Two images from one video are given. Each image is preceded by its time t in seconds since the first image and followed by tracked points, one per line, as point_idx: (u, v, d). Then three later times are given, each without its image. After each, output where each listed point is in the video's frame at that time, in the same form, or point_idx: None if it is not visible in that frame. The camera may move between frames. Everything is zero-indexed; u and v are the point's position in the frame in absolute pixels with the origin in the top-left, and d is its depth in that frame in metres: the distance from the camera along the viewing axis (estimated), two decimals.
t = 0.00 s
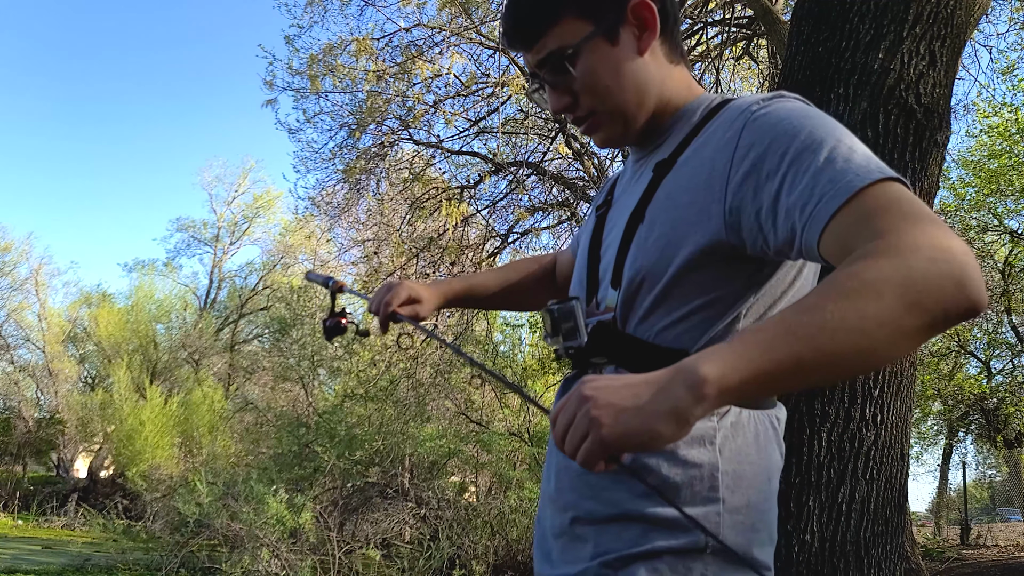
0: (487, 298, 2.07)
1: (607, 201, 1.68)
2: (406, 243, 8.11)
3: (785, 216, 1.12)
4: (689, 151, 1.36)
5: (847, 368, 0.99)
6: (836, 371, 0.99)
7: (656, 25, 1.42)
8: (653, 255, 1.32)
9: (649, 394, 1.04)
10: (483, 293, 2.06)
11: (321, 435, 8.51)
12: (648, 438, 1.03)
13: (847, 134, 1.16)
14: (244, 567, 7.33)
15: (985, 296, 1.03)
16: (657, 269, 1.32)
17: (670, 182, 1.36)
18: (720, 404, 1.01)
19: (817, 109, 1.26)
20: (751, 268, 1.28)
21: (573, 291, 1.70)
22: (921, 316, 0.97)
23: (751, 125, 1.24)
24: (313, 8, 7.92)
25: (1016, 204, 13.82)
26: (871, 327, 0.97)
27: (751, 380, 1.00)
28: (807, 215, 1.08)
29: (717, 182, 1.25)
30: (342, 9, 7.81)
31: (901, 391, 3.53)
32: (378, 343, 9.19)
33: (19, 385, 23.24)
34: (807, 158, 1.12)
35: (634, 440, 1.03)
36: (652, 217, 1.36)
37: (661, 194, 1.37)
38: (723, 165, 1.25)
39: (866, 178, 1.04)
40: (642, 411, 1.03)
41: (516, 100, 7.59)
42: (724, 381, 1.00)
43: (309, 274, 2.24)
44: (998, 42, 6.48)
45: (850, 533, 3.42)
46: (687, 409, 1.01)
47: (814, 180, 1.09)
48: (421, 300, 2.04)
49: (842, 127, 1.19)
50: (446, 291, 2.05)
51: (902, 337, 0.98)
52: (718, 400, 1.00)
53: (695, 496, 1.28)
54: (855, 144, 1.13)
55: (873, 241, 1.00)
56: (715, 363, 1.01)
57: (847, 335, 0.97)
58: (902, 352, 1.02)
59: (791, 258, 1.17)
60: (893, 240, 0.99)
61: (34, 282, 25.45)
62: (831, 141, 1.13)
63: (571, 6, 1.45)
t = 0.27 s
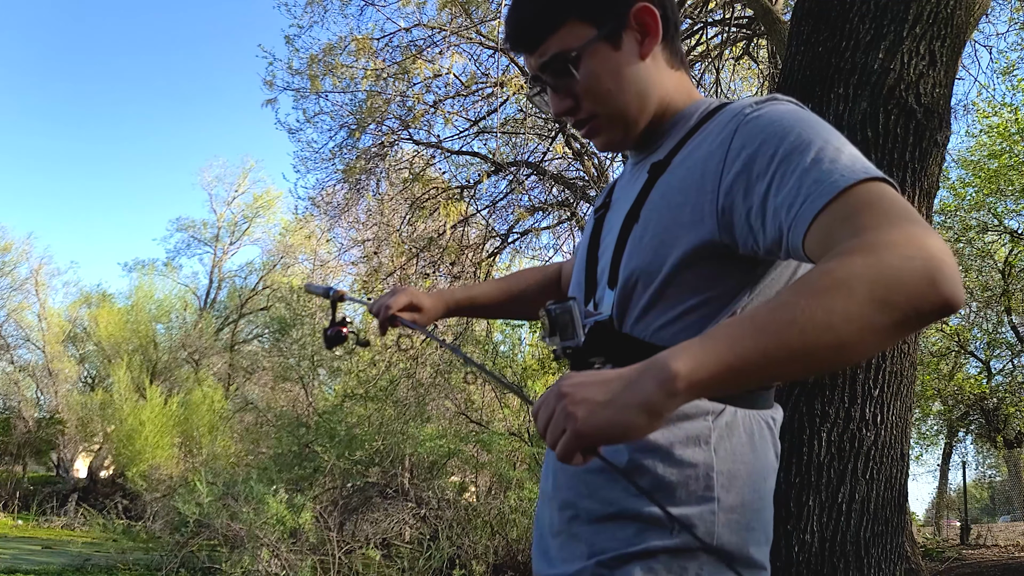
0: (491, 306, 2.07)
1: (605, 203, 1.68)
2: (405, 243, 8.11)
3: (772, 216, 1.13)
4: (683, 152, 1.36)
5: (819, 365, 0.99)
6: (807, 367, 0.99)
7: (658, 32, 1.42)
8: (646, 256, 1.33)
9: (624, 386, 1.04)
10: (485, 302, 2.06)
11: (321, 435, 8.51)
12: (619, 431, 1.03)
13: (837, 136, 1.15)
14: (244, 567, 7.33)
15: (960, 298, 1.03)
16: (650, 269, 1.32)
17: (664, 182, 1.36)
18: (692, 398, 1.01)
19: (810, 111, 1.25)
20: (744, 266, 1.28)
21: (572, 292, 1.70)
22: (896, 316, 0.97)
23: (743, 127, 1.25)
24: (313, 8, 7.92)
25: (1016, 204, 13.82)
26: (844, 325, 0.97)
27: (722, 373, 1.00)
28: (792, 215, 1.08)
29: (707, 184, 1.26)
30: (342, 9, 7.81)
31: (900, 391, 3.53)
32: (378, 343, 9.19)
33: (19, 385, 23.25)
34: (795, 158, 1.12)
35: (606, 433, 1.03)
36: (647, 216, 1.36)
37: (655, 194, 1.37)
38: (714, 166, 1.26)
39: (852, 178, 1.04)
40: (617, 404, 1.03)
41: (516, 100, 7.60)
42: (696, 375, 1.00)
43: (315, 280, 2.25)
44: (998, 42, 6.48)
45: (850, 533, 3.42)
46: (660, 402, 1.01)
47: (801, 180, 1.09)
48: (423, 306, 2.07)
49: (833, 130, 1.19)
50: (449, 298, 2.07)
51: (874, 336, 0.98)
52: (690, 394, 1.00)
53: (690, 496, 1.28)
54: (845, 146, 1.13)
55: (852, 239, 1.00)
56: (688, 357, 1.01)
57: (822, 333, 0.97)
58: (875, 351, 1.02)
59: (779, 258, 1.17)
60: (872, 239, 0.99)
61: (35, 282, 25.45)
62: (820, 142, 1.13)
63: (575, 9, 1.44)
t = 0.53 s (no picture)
0: (499, 318, 2.07)
1: (602, 207, 1.68)
2: (405, 243, 8.12)
3: (760, 222, 1.12)
4: (677, 155, 1.36)
5: (793, 369, 1.00)
6: (781, 372, 1.00)
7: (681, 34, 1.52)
8: (639, 258, 1.33)
9: (602, 384, 1.05)
10: (493, 313, 2.06)
11: (321, 435, 8.55)
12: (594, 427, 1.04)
13: (828, 142, 1.15)
14: (244, 567, 7.34)
15: (937, 308, 1.03)
16: (644, 271, 1.32)
17: (658, 185, 1.36)
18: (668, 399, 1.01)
19: (804, 116, 1.24)
20: (738, 268, 1.27)
21: (569, 297, 1.69)
22: (869, 324, 0.98)
23: (735, 131, 1.24)
24: (313, 8, 7.91)
25: (1016, 204, 13.83)
26: (818, 330, 0.97)
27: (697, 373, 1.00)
28: (779, 221, 1.08)
29: (699, 188, 1.25)
30: (342, 9, 7.81)
31: (901, 391, 3.53)
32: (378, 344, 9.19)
33: (19, 385, 23.25)
34: (784, 163, 1.12)
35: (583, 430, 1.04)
36: (640, 219, 1.36)
37: (649, 197, 1.38)
38: (704, 169, 1.25)
39: (838, 185, 1.04)
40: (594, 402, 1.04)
41: (516, 100, 7.60)
42: (673, 375, 1.00)
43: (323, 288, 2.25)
44: (999, 42, 6.48)
45: (850, 533, 3.42)
46: (634, 401, 1.02)
47: (788, 186, 1.08)
48: (430, 318, 2.06)
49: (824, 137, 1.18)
50: (456, 310, 2.07)
51: (847, 344, 0.98)
52: (665, 395, 1.01)
53: (687, 495, 1.28)
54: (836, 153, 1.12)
55: (833, 246, 0.99)
56: (664, 358, 1.01)
57: (796, 339, 0.98)
58: (849, 357, 1.03)
59: (767, 261, 1.17)
60: (853, 246, 0.98)
61: (34, 282, 25.45)
62: (811, 148, 1.12)
63: None
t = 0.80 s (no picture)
0: (499, 314, 2.06)
1: (600, 209, 1.68)
2: (405, 243, 8.12)
3: (756, 226, 1.12)
4: (675, 159, 1.36)
5: (781, 373, 1.00)
6: (769, 374, 1.00)
7: (695, 42, 1.59)
8: (637, 262, 1.33)
9: (592, 376, 1.04)
10: (492, 309, 2.05)
11: (321, 435, 8.43)
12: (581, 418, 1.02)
13: (825, 145, 1.14)
14: (244, 567, 7.34)
15: (925, 316, 1.03)
16: (641, 274, 1.32)
17: (656, 189, 1.37)
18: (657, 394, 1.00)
19: (803, 121, 1.25)
20: (734, 271, 1.27)
21: (567, 300, 1.69)
22: (857, 328, 0.98)
23: (732, 135, 1.24)
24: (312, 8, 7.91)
25: (1016, 204, 13.83)
26: (806, 334, 0.97)
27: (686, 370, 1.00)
28: (774, 225, 1.08)
29: (696, 190, 1.25)
30: (342, 9, 7.80)
31: (901, 391, 3.53)
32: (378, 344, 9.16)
33: (19, 385, 23.25)
34: (780, 166, 1.11)
35: (570, 419, 1.02)
36: (638, 222, 1.37)
37: (647, 200, 1.38)
38: (702, 171, 1.25)
39: (834, 190, 1.03)
40: (581, 392, 1.02)
41: (516, 100, 7.60)
42: (661, 374, 1.00)
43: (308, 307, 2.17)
44: (998, 42, 6.48)
45: (850, 533, 3.42)
46: (623, 396, 1.01)
47: (784, 190, 1.08)
48: (430, 319, 2.00)
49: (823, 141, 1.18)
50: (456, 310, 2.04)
51: (834, 348, 0.98)
52: (655, 393, 1.00)
53: (685, 496, 1.28)
54: (833, 157, 1.12)
55: (826, 249, 0.99)
56: (653, 355, 1.01)
57: (784, 341, 0.98)
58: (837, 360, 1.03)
59: (763, 265, 1.17)
60: (846, 250, 0.98)
61: (34, 282, 25.44)
62: (809, 153, 1.12)
63: None
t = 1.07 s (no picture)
0: (498, 315, 2.06)
1: (599, 208, 1.68)
2: (405, 243, 8.13)
3: (759, 229, 1.12)
4: (676, 159, 1.37)
5: (782, 380, 1.00)
6: (771, 380, 1.00)
7: (699, 41, 1.60)
8: (638, 262, 1.33)
9: (595, 382, 1.04)
10: (490, 310, 2.05)
11: (321, 434, 8.41)
12: (585, 423, 1.03)
13: (829, 150, 1.14)
14: (244, 567, 7.34)
15: (930, 323, 1.03)
16: (642, 275, 1.32)
17: (658, 190, 1.37)
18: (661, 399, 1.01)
19: (807, 123, 1.24)
20: (737, 273, 1.27)
21: (566, 299, 1.69)
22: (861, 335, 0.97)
23: (736, 137, 1.24)
24: (312, 8, 7.91)
25: (1016, 204, 13.83)
26: (809, 342, 0.97)
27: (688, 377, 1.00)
28: (777, 230, 1.08)
29: (699, 192, 1.25)
30: (342, 9, 7.80)
31: (901, 391, 3.53)
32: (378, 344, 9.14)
33: (19, 385, 23.26)
34: (784, 170, 1.11)
35: (575, 424, 1.03)
36: (640, 223, 1.37)
37: (649, 202, 1.38)
38: (705, 174, 1.25)
39: (839, 196, 1.03)
40: (587, 400, 1.03)
41: (516, 100, 7.60)
42: (664, 380, 1.00)
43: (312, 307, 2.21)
44: (998, 42, 6.49)
45: (850, 533, 3.42)
46: (626, 404, 1.01)
47: (788, 194, 1.08)
48: (426, 318, 2.04)
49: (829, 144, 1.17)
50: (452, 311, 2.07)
51: (839, 355, 0.98)
52: (659, 398, 1.00)
53: (687, 497, 1.28)
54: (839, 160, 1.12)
55: (830, 256, 0.99)
56: (658, 362, 1.01)
57: (788, 347, 0.98)
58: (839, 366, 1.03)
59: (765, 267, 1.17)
60: (851, 256, 0.98)
61: (34, 282, 25.44)
62: (813, 156, 1.12)
63: None
